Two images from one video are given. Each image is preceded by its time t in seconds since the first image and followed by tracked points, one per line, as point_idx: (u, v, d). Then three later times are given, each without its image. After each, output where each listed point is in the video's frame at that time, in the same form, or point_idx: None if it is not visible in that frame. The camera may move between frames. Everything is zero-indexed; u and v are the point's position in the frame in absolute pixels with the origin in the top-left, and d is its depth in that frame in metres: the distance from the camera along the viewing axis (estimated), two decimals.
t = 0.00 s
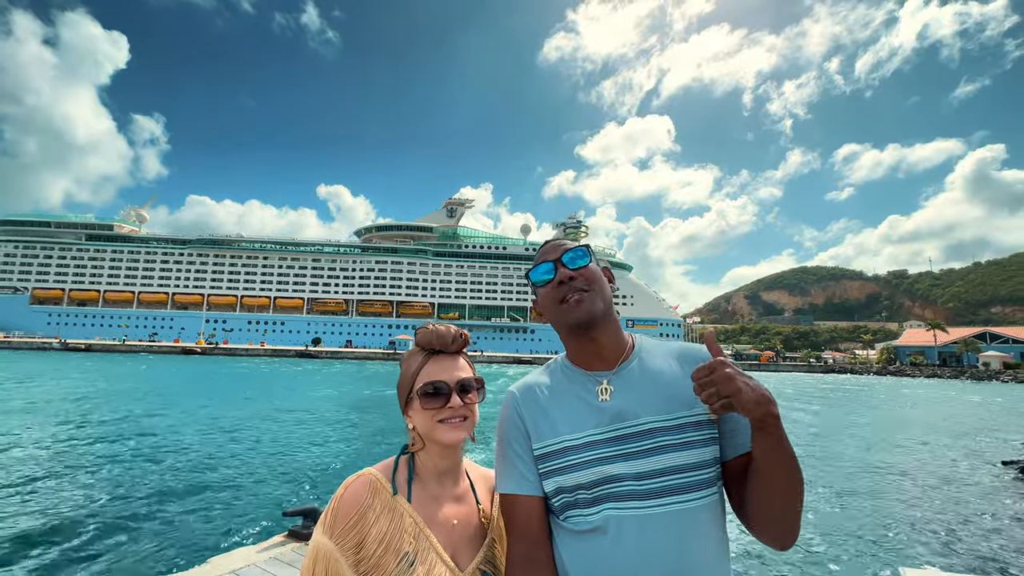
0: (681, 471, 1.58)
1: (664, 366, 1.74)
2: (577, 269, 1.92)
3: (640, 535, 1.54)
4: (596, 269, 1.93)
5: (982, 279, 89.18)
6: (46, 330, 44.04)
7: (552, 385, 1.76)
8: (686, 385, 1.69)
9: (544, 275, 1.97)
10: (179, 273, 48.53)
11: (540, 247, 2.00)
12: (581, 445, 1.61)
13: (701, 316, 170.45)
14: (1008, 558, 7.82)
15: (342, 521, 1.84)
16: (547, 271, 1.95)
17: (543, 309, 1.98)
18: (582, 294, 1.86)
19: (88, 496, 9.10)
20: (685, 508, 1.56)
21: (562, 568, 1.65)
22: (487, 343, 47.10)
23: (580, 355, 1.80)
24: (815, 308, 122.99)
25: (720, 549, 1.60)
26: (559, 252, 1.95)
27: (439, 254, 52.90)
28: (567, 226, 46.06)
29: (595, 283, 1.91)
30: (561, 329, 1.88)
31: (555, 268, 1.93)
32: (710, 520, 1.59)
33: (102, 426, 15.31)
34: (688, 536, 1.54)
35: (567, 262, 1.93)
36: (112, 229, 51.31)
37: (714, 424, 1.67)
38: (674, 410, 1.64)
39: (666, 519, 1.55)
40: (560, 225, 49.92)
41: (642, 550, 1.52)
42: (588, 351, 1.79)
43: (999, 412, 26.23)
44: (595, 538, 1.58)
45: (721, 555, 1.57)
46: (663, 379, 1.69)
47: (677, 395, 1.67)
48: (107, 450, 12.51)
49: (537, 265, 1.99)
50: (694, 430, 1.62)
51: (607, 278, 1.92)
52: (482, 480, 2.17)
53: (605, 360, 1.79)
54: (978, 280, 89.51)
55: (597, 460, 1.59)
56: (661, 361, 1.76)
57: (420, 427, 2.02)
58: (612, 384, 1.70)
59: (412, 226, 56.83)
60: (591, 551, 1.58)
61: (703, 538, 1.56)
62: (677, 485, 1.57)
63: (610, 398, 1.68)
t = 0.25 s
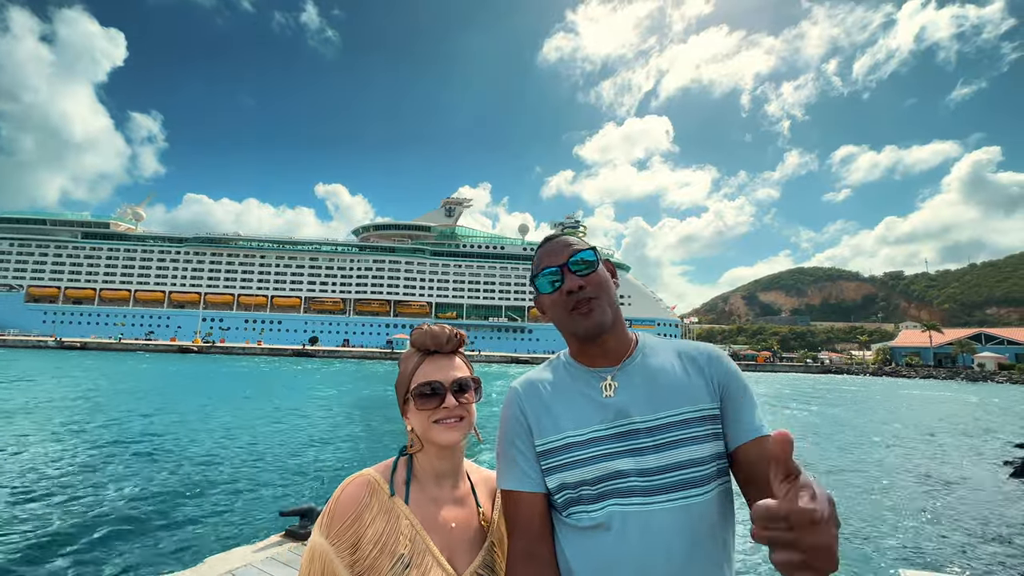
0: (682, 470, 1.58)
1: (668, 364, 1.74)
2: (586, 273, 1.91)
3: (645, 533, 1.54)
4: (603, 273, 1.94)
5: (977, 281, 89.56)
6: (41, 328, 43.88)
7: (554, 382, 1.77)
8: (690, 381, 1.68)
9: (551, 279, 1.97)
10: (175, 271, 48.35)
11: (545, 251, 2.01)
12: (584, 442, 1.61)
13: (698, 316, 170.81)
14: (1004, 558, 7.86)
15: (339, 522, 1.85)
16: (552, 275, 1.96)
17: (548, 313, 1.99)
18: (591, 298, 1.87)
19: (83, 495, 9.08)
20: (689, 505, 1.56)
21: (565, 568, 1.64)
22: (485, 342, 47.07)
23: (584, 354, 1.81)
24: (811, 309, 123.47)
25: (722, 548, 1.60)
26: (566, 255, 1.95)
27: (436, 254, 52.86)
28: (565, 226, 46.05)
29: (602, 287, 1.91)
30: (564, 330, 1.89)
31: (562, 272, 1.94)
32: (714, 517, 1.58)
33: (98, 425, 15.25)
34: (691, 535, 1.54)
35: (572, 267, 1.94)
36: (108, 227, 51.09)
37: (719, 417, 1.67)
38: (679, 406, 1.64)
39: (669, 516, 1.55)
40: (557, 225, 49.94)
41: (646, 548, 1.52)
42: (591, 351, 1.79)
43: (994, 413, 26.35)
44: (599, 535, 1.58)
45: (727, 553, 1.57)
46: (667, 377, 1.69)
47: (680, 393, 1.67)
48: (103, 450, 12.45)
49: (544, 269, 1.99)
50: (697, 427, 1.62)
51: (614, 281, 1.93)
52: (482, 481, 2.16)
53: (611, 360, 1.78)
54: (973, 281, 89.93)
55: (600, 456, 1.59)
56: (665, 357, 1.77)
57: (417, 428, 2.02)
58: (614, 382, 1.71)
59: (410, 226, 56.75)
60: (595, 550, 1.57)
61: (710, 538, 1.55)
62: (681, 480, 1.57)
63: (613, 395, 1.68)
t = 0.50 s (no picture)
0: (681, 471, 1.59)
1: (669, 361, 1.73)
2: (580, 280, 1.87)
3: (648, 528, 1.55)
4: (598, 279, 1.90)
5: (975, 283, 89.74)
6: (39, 326, 43.82)
7: (555, 381, 1.76)
8: (694, 382, 1.68)
9: (545, 288, 1.94)
10: (174, 270, 48.28)
11: (538, 258, 1.97)
12: (587, 441, 1.62)
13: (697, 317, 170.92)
14: (998, 559, 7.88)
15: (336, 514, 1.85)
16: (548, 282, 1.93)
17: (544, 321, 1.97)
18: (584, 308, 1.84)
19: (79, 493, 9.04)
20: (690, 504, 1.57)
21: (564, 563, 1.65)
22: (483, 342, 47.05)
23: (585, 358, 1.80)
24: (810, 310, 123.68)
25: (719, 549, 1.59)
26: (558, 263, 1.91)
27: (436, 254, 52.85)
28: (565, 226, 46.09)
29: (600, 292, 1.87)
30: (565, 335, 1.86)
31: (556, 279, 1.91)
32: (715, 514, 1.59)
33: (96, 424, 15.20)
34: (690, 530, 1.55)
35: (567, 273, 1.90)
36: (106, 225, 50.96)
37: (723, 418, 1.66)
38: (681, 408, 1.64)
39: (671, 515, 1.55)
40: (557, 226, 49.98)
41: (649, 545, 1.53)
42: (596, 353, 1.78)
43: (991, 415, 26.41)
44: (602, 532, 1.58)
45: (725, 553, 1.58)
46: (667, 375, 1.69)
47: (680, 393, 1.66)
48: (100, 448, 12.43)
49: (538, 276, 1.96)
50: (698, 425, 1.62)
51: (611, 286, 1.90)
52: (480, 476, 2.16)
53: (615, 359, 1.78)
54: (971, 283, 90.10)
55: (604, 457, 1.60)
56: (667, 355, 1.75)
57: (416, 425, 2.02)
58: (617, 382, 1.70)
59: (410, 225, 56.76)
60: (598, 546, 1.58)
61: (709, 531, 1.58)
62: (682, 481, 1.58)
63: (615, 396, 1.68)
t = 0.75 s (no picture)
0: (678, 472, 1.59)
1: (665, 362, 1.70)
2: (551, 314, 1.78)
3: (646, 529, 1.55)
4: (575, 310, 1.76)
5: (977, 286, 89.64)
6: (40, 325, 43.87)
7: (552, 380, 1.75)
8: (691, 384, 1.66)
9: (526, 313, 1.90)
10: (175, 269, 48.33)
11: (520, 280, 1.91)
12: (585, 443, 1.62)
13: (697, 319, 170.82)
14: (995, 562, 7.90)
15: (333, 512, 1.84)
16: (527, 309, 1.87)
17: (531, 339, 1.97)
18: (558, 340, 1.78)
19: (77, 492, 9.03)
20: (687, 505, 1.58)
21: (561, 563, 1.65)
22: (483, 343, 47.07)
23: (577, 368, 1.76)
24: (811, 313, 123.64)
25: (714, 550, 1.60)
26: (531, 294, 1.83)
27: (437, 254, 52.88)
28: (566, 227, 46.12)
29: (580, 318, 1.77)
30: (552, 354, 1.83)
31: (531, 308, 1.84)
32: (709, 514, 1.61)
33: (96, 422, 15.23)
34: (687, 533, 1.56)
35: (541, 304, 1.81)
36: (108, 224, 51.04)
37: (717, 422, 1.64)
38: (677, 410, 1.63)
39: (669, 517, 1.56)
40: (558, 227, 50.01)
41: (646, 546, 1.54)
42: (587, 365, 1.74)
43: (991, 418, 26.38)
44: (602, 533, 1.57)
45: (720, 553, 1.60)
46: (664, 374, 1.68)
47: (678, 396, 1.65)
48: (99, 446, 12.45)
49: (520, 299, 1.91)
50: (694, 429, 1.61)
51: (591, 313, 1.76)
52: (476, 473, 2.17)
53: (607, 364, 1.75)
54: (973, 286, 90.00)
55: (602, 458, 1.59)
56: (664, 356, 1.72)
57: (413, 424, 2.02)
58: (612, 384, 1.68)
59: (411, 226, 56.82)
60: (597, 547, 1.58)
61: (705, 530, 1.59)
62: (678, 480, 1.59)
63: (610, 397, 1.67)
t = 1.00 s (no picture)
0: (684, 473, 1.62)
1: (675, 364, 1.73)
2: (563, 301, 1.76)
3: (652, 528, 1.56)
4: (587, 294, 1.76)
5: (980, 290, 89.33)
6: (43, 324, 44.03)
7: (558, 376, 1.74)
8: (699, 383, 1.71)
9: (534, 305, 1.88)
10: (178, 269, 48.46)
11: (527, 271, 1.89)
12: (593, 444, 1.60)
13: (699, 322, 170.63)
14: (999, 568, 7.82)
15: (337, 506, 1.85)
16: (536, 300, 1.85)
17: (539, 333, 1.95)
18: (570, 327, 1.76)
19: (77, 491, 9.02)
20: (692, 507, 1.60)
21: (567, 562, 1.66)
22: (485, 344, 47.02)
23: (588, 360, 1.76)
24: (813, 317, 123.37)
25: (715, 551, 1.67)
26: (540, 282, 1.81)
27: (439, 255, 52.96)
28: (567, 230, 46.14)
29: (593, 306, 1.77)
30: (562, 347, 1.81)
31: (539, 299, 1.82)
32: (714, 513, 1.66)
33: (97, 422, 15.23)
34: (692, 533, 1.58)
35: (550, 292, 1.79)
36: (111, 224, 51.23)
37: (728, 425, 1.77)
38: (683, 412, 1.66)
39: (676, 519, 1.58)
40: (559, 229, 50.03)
41: (652, 546, 1.55)
42: (594, 360, 1.74)
43: (995, 423, 26.25)
44: (608, 533, 1.57)
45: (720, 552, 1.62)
46: (670, 375, 1.71)
47: (686, 397, 1.68)
48: (100, 446, 12.45)
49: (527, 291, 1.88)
50: (703, 431, 1.65)
51: (601, 304, 1.78)
52: (482, 471, 2.17)
53: (615, 362, 1.75)
54: (976, 290, 89.70)
55: (609, 459, 1.59)
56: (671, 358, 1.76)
57: (417, 418, 2.02)
58: (621, 383, 1.69)
59: (413, 227, 56.89)
60: (604, 547, 1.58)
61: (709, 531, 1.62)
62: (685, 483, 1.61)
63: (620, 398, 1.66)
